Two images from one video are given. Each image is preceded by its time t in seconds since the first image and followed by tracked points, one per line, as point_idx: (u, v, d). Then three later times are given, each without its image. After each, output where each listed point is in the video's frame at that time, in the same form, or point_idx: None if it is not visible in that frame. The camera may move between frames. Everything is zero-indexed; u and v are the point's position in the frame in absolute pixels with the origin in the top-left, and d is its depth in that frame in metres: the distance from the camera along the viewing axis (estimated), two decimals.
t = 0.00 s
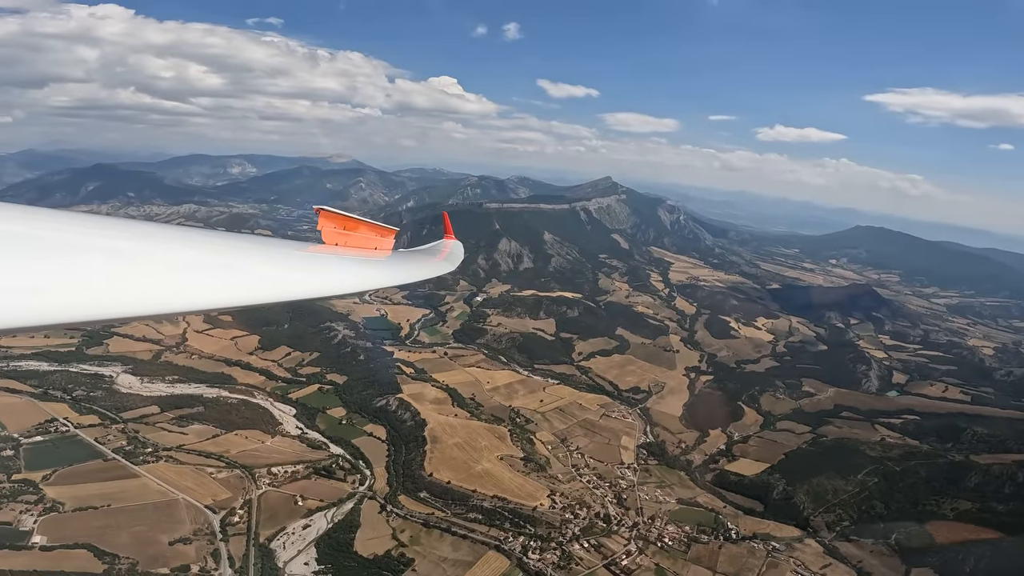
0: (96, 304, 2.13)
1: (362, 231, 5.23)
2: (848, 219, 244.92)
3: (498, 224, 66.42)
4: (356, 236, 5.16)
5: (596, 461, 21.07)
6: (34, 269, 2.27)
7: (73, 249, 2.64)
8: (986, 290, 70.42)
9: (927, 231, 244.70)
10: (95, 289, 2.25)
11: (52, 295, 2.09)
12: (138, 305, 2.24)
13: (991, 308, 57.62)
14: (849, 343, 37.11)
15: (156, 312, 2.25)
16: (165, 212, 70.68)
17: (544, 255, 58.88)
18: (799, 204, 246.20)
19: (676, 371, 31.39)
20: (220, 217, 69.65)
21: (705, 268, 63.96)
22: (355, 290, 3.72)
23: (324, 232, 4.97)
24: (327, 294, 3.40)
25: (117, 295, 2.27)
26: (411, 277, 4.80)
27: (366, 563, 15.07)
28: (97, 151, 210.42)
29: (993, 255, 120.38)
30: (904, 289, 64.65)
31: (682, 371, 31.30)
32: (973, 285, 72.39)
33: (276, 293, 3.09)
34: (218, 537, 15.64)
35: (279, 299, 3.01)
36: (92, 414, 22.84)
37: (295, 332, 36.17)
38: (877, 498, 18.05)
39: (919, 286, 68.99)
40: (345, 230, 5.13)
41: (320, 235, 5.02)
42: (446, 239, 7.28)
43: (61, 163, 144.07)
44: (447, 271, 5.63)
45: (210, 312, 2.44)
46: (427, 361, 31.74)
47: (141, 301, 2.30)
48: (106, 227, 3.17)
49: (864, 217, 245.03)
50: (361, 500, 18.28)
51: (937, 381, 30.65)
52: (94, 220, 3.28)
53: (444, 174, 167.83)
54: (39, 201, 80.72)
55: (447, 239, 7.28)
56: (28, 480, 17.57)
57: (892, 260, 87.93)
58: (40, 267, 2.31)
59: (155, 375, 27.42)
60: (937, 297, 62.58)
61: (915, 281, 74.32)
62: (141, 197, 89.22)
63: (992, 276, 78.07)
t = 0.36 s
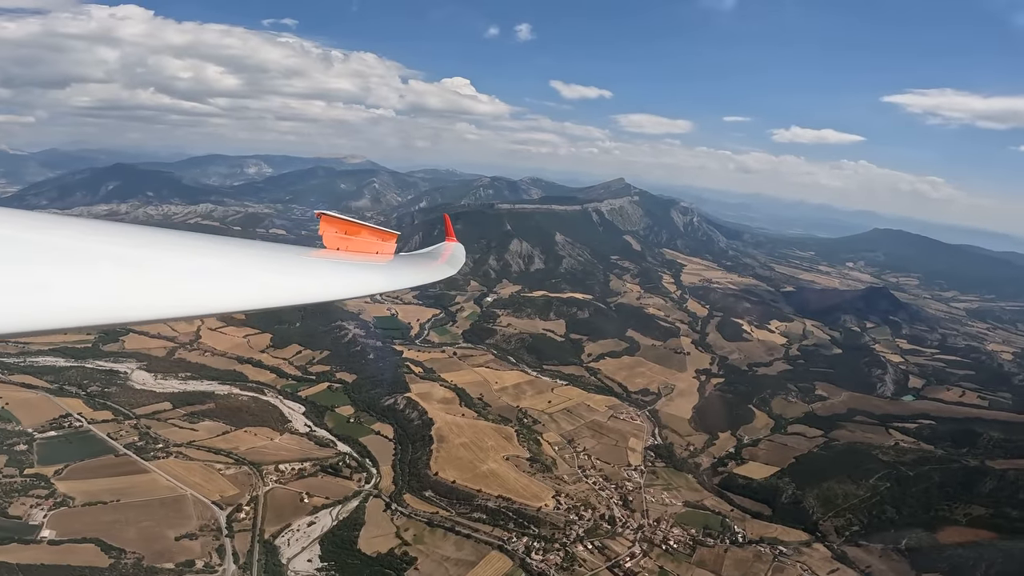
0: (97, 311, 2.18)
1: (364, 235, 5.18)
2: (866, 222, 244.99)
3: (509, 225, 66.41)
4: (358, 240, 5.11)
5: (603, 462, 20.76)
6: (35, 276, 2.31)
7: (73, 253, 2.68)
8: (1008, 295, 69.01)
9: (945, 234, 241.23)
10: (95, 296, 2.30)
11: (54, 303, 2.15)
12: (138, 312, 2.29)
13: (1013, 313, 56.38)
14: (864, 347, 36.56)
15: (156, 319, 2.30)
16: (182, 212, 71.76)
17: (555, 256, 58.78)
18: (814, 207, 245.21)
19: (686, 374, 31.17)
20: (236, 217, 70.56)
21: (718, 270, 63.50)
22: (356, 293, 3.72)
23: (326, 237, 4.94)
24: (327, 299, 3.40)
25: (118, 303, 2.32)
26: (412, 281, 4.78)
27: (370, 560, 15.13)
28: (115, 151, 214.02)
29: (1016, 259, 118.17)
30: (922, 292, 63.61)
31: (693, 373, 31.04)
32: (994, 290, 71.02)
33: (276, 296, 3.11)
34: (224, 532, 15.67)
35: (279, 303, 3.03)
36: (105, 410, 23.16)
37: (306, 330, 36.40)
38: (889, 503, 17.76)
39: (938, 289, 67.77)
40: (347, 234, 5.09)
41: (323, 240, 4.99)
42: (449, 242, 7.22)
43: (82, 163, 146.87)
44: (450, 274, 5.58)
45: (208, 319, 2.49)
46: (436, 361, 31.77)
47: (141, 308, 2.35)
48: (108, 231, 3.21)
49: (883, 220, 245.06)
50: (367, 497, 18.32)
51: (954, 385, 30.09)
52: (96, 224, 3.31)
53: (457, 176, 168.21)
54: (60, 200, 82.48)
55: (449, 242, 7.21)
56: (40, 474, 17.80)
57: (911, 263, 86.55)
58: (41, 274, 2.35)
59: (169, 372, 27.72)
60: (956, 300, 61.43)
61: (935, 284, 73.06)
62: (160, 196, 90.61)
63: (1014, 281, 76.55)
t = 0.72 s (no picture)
0: (96, 317, 2.16)
1: (362, 242, 5.22)
2: (879, 223, 245.04)
3: (517, 224, 66.30)
4: (355, 247, 5.14)
5: (605, 463, 20.85)
6: (31, 282, 2.29)
7: (69, 260, 2.66)
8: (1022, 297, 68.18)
9: (956, 236, 239.09)
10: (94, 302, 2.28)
11: (53, 309, 2.13)
12: (138, 318, 2.28)
13: None
14: (873, 349, 36.24)
15: (157, 325, 2.28)
16: (193, 212, 72.39)
17: (562, 256, 58.66)
18: (823, 207, 244.98)
19: (692, 374, 31.01)
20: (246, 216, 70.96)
21: (726, 271, 63.13)
22: (352, 300, 3.69)
23: (324, 243, 4.95)
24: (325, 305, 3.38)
25: (117, 308, 2.31)
26: (409, 287, 4.76)
27: (369, 558, 15.13)
28: (126, 151, 215.89)
29: None
30: (934, 294, 62.91)
31: (699, 374, 30.86)
32: (1008, 292, 70.16)
33: (274, 302, 3.09)
34: (226, 529, 15.76)
35: (278, 309, 3.01)
36: (113, 406, 23.32)
37: (313, 328, 36.48)
38: (895, 506, 17.58)
39: (950, 292, 67.08)
40: (344, 240, 5.10)
41: (320, 246, 4.99)
42: (445, 249, 7.18)
43: (95, 162, 148.43)
44: (447, 280, 5.55)
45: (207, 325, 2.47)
46: (442, 360, 31.76)
47: (141, 314, 2.34)
48: (103, 238, 3.17)
49: (895, 222, 245.07)
50: (369, 495, 18.38)
51: (964, 388, 29.75)
52: (90, 231, 3.28)
53: (465, 176, 168.19)
54: (74, 200, 83.50)
55: (446, 250, 7.17)
56: (46, 469, 17.91)
57: (924, 265, 85.73)
58: (37, 281, 2.33)
59: (176, 368, 27.89)
60: (969, 302, 60.72)
61: (947, 286, 72.34)
62: (172, 194, 91.40)
63: None
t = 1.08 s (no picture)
0: (94, 329, 2.16)
1: (359, 251, 5.19)
2: (892, 224, 244.95)
3: (524, 223, 66.19)
4: (353, 256, 5.12)
5: (609, 462, 20.67)
6: (28, 294, 2.29)
7: (63, 272, 2.64)
8: None
9: (968, 236, 236.77)
10: (91, 312, 2.27)
11: (51, 321, 2.12)
12: (137, 330, 2.27)
13: None
14: (883, 350, 35.90)
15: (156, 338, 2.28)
16: (203, 210, 72.99)
17: (569, 255, 58.56)
18: (833, 207, 244.95)
19: (698, 373, 30.83)
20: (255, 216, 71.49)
21: (735, 271, 62.75)
22: (349, 311, 3.67)
23: (321, 253, 4.93)
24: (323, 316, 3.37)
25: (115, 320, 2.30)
26: (406, 296, 4.72)
27: (369, 554, 15.15)
28: (138, 149, 217.85)
29: None
30: (946, 295, 62.19)
31: (705, 374, 30.70)
32: None
33: (272, 313, 3.08)
34: (228, 524, 15.83)
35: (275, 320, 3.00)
36: (120, 401, 23.46)
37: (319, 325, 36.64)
38: (900, 509, 17.44)
39: (963, 292, 66.35)
40: (341, 250, 5.10)
41: (317, 255, 4.99)
42: (443, 258, 7.11)
43: (108, 161, 150.17)
44: (445, 288, 5.50)
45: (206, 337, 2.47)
46: (447, 358, 31.79)
47: (139, 325, 2.33)
48: (98, 249, 3.15)
49: (909, 222, 244.98)
50: (370, 492, 18.31)
51: (975, 390, 29.41)
52: (83, 243, 3.26)
53: (473, 175, 168.23)
54: (88, 198, 84.53)
55: (443, 258, 7.12)
56: (53, 464, 18.03)
57: (937, 266, 84.92)
58: (32, 293, 2.31)
59: (183, 365, 28.06)
60: (982, 304, 60.02)
61: (961, 287, 71.55)
62: (182, 192, 92.25)
63: None
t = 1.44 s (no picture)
0: (91, 333, 2.25)
1: (359, 255, 5.19)
2: (905, 224, 244.95)
3: (532, 221, 66.05)
4: (352, 261, 5.12)
5: (611, 461, 20.74)
6: (31, 301, 2.37)
7: (60, 277, 2.71)
8: None
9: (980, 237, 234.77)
10: (84, 320, 2.33)
11: (47, 328, 2.18)
12: (132, 336, 2.35)
13: None
14: (892, 351, 35.56)
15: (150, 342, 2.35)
16: (213, 207, 73.59)
17: (576, 254, 58.45)
18: (843, 207, 244.86)
19: (704, 374, 30.67)
20: (264, 213, 71.93)
21: (743, 271, 62.36)
22: (344, 313, 3.70)
23: (320, 257, 4.94)
24: (321, 318, 3.44)
25: (112, 324, 2.38)
26: (403, 299, 4.69)
27: (369, 551, 15.12)
28: (148, 146, 219.35)
29: None
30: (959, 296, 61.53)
31: (711, 374, 30.57)
32: None
33: (269, 316, 3.13)
34: (230, 519, 15.90)
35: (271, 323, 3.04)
36: (127, 396, 23.64)
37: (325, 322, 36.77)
38: (906, 510, 17.23)
39: (976, 293, 65.64)
40: (341, 254, 5.10)
41: (317, 260, 4.99)
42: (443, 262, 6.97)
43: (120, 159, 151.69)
44: (444, 291, 5.50)
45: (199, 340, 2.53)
46: (452, 355, 31.80)
47: (137, 330, 2.41)
48: (94, 255, 3.21)
49: (922, 222, 245.03)
50: (372, 489, 18.40)
51: (986, 392, 29.08)
52: (79, 247, 3.31)
53: (480, 173, 168.09)
54: (100, 195, 85.37)
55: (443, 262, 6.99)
56: (60, 458, 18.15)
57: (949, 267, 84.15)
58: (28, 300, 2.38)
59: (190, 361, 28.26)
60: (995, 305, 59.32)
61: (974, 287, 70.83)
62: (193, 189, 92.94)
63: None
